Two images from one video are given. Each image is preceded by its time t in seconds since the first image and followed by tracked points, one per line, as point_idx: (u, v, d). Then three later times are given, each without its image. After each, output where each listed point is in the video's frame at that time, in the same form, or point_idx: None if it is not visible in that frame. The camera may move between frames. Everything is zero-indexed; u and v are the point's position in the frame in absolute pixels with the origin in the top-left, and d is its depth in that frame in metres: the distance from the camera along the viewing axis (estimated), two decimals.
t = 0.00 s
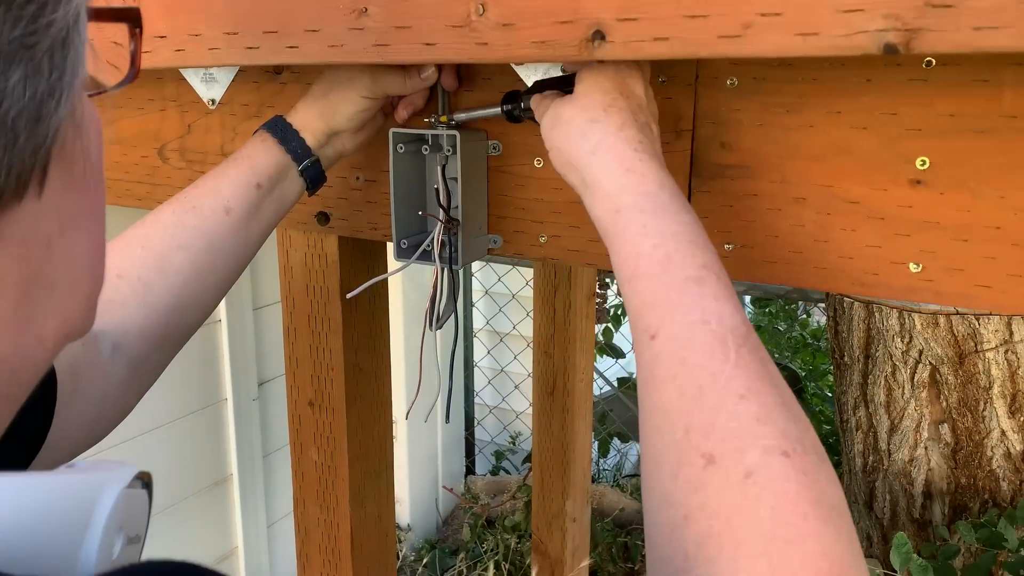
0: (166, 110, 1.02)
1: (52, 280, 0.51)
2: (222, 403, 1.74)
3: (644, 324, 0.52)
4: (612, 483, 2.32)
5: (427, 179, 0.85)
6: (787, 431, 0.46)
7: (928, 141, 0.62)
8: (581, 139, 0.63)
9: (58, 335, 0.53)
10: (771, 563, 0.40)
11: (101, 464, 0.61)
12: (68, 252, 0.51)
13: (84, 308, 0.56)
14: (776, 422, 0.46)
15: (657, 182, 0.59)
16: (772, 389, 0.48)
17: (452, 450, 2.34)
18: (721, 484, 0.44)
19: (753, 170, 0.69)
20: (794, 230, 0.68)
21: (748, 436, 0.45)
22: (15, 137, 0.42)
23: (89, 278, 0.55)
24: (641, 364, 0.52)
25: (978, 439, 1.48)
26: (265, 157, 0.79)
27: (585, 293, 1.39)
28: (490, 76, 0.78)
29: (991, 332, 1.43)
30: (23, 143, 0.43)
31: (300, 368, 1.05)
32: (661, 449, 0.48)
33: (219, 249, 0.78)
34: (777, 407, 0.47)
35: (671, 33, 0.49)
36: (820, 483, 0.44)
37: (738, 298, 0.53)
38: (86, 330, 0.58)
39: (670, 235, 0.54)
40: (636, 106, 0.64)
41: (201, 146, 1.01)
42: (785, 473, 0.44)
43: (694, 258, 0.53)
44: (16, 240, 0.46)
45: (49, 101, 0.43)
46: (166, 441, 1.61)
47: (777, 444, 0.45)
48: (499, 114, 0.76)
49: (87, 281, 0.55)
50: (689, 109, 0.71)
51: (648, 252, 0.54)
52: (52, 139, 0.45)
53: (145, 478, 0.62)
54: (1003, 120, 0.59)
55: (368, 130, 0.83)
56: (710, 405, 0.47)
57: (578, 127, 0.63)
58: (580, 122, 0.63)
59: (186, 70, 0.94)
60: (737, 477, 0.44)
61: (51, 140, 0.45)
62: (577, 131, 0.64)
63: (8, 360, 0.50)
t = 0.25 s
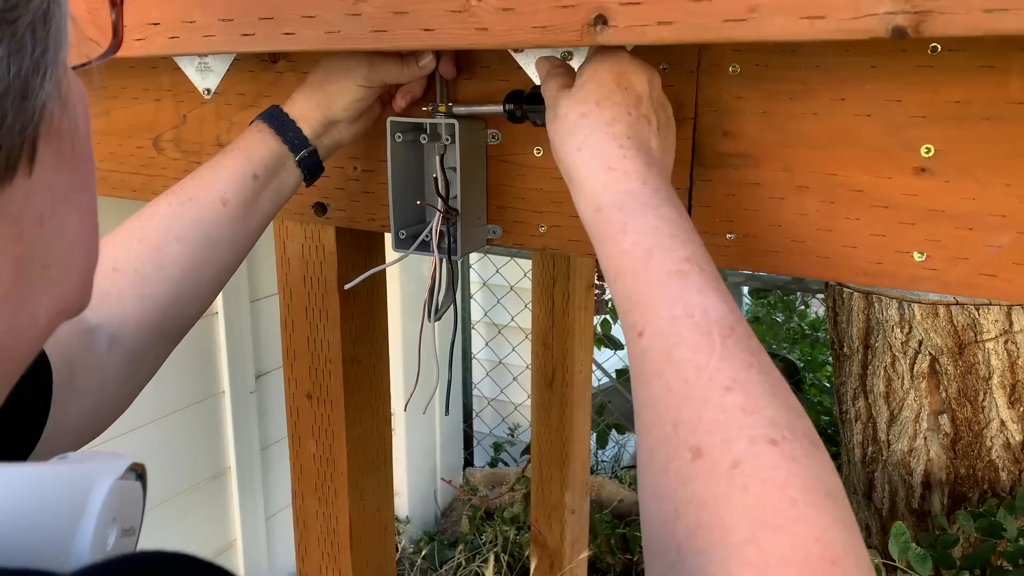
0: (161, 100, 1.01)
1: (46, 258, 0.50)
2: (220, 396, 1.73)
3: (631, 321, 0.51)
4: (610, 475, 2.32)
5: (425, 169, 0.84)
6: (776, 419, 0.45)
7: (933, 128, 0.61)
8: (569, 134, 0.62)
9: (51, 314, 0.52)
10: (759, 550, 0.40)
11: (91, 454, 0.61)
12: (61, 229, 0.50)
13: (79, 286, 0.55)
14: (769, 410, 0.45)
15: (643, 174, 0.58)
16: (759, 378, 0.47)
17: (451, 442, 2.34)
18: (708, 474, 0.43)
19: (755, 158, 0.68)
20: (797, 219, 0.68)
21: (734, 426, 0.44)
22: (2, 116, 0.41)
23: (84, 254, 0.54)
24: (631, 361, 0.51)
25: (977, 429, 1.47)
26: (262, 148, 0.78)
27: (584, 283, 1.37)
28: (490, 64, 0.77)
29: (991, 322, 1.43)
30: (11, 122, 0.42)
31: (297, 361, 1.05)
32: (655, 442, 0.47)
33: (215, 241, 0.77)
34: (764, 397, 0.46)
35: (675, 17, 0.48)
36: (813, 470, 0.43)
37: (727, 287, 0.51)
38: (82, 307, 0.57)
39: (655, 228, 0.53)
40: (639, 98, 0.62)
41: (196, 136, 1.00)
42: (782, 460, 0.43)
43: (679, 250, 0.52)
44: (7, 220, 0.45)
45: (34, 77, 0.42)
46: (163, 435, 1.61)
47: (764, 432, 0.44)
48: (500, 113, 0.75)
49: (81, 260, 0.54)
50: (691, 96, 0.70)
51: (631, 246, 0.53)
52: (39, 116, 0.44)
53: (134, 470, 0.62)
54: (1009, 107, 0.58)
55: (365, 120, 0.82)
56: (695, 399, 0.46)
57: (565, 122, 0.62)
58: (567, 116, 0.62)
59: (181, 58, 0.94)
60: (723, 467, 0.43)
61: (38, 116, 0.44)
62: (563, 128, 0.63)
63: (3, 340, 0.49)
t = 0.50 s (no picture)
0: (157, 99, 1.00)
1: (40, 259, 0.49)
2: (218, 396, 1.72)
3: (637, 325, 0.51)
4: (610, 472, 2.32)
5: (425, 167, 0.83)
6: (787, 419, 0.44)
7: (937, 124, 0.61)
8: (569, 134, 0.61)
9: (49, 315, 0.51)
10: (771, 554, 0.39)
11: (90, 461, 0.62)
12: (55, 228, 0.50)
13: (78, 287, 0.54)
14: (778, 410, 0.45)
15: (645, 172, 0.57)
16: (766, 378, 0.46)
17: (450, 441, 2.34)
18: (718, 477, 0.43)
19: (758, 155, 0.67)
20: (800, 217, 0.67)
21: (743, 428, 0.44)
22: None
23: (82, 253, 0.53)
24: (638, 361, 0.50)
25: (978, 425, 1.48)
26: (260, 147, 0.78)
27: (583, 281, 1.36)
28: (489, 61, 0.76)
29: (992, 318, 1.42)
30: None
31: (296, 360, 1.04)
32: (662, 442, 0.47)
33: (214, 242, 0.76)
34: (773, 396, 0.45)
35: (679, 13, 0.48)
36: (823, 469, 0.43)
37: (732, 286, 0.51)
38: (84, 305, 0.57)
39: (658, 227, 0.53)
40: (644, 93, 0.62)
41: (193, 135, 0.99)
42: (790, 461, 0.43)
43: (683, 249, 0.51)
44: None
45: (18, 77, 0.41)
46: (162, 435, 1.60)
47: (774, 433, 0.44)
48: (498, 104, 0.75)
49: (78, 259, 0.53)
50: (693, 93, 0.69)
51: (636, 247, 0.52)
52: (26, 115, 0.43)
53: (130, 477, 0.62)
54: (1014, 102, 0.58)
55: (364, 118, 0.81)
56: (702, 402, 0.45)
57: (566, 122, 0.62)
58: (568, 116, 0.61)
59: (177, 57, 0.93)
60: (733, 470, 0.43)
61: (25, 116, 0.43)
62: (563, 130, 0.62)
63: None
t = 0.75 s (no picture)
0: (156, 102, 0.99)
1: (42, 265, 0.48)
2: (218, 400, 1.71)
3: (660, 318, 0.50)
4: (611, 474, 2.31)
5: (427, 169, 0.82)
6: (817, 425, 0.44)
7: (946, 123, 0.60)
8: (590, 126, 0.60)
9: (49, 321, 0.51)
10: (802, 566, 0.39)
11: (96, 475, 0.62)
12: (57, 232, 0.49)
13: (80, 288, 0.53)
14: (806, 416, 0.44)
15: (669, 167, 0.56)
16: (798, 380, 0.46)
17: (450, 444, 2.33)
18: (747, 482, 0.42)
19: (764, 156, 0.67)
20: (807, 218, 0.66)
21: (774, 431, 0.43)
22: None
23: (83, 256, 0.53)
24: (662, 355, 0.49)
25: (981, 425, 1.47)
26: (260, 149, 0.77)
27: (584, 282, 1.35)
28: (491, 62, 0.75)
29: (994, 318, 1.42)
30: None
31: (298, 364, 1.03)
32: (683, 445, 0.46)
33: (214, 245, 0.76)
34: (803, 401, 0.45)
35: (686, 12, 0.47)
36: (853, 477, 0.43)
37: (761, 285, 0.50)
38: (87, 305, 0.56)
39: (685, 222, 0.52)
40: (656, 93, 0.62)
41: (193, 138, 0.98)
42: (821, 471, 0.42)
43: (715, 244, 0.50)
44: None
45: (13, 83, 0.41)
46: (161, 440, 1.59)
47: (804, 439, 0.43)
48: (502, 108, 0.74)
49: (80, 262, 0.52)
50: (697, 93, 0.68)
51: (664, 239, 0.51)
52: (24, 121, 0.43)
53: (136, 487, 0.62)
54: None
55: (365, 120, 0.80)
56: (734, 400, 0.45)
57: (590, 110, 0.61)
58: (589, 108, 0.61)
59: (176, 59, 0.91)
60: (763, 474, 0.42)
61: (22, 121, 0.43)
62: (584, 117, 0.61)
63: None
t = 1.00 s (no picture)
0: (152, 105, 0.99)
1: (42, 270, 0.48)
2: (216, 405, 1.70)
3: (649, 324, 0.49)
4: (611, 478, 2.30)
5: (426, 171, 0.82)
6: (809, 422, 0.44)
7: (948, 122, 0.60)
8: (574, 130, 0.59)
9: (49, 325, 0.50)
10: (799, 563, 0.38)
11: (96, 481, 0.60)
12: (58, 237, 0.48)
13: (81, 288, 0.53)
14: (800, 414, 0.44)
15: (651, 168, 0.56)
16: (785, 378, 0.45)
17: (449, 448, 2.33)
18: (741, 482, 0.42)
19: (765, 155, 0.66)
20: (808, 217, 0.66)
21: (764, 432, 0.43)
22: None
23: (84, 259, 0.52)
24: (649, 362, 0.49)
25: (982, 426, 1.47)
26: (258, 152, 0.76)
27: (584, 284, 1.35)
28: (490, 63, 0.75)
29: (994, 318, 1.42)
30: None
31: (296, 369, 1.03)
32: (675, 448, 0.45)
33: (212, 248, 0.75)
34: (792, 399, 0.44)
35: (688, 9, 0.47)
36: (848, 472, 0.42)
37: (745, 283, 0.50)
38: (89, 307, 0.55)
39: (669, 224, 0.51)
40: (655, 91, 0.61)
41: (189, 142, 0.98)
42: (815, 465, 0.42)
43: (695, 247, 0.50)
44: None
45: (13, 87, 0.40)
46: (159, 445, 1.58)
47: (797, 436, 0.43)
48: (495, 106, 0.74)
49: (81, 266, 0.52)
50: (698, 93, 0.68)
51: (646, 246, 0.51)
52: (24, 124, 0.42)
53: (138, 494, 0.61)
54: None
55: (363, 122, 0.80)
56: (721, 404, 0.44)
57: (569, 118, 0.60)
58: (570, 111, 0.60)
59: (173, 63, 0.91)
60: (755, 475, 0.42)
61: (22, 125, 0.42)
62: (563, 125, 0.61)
63: None
